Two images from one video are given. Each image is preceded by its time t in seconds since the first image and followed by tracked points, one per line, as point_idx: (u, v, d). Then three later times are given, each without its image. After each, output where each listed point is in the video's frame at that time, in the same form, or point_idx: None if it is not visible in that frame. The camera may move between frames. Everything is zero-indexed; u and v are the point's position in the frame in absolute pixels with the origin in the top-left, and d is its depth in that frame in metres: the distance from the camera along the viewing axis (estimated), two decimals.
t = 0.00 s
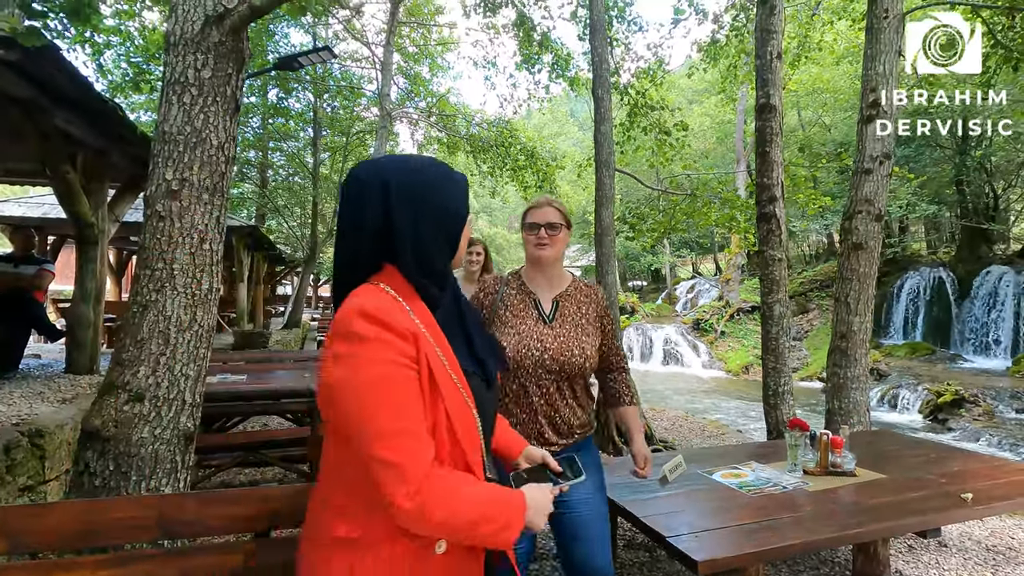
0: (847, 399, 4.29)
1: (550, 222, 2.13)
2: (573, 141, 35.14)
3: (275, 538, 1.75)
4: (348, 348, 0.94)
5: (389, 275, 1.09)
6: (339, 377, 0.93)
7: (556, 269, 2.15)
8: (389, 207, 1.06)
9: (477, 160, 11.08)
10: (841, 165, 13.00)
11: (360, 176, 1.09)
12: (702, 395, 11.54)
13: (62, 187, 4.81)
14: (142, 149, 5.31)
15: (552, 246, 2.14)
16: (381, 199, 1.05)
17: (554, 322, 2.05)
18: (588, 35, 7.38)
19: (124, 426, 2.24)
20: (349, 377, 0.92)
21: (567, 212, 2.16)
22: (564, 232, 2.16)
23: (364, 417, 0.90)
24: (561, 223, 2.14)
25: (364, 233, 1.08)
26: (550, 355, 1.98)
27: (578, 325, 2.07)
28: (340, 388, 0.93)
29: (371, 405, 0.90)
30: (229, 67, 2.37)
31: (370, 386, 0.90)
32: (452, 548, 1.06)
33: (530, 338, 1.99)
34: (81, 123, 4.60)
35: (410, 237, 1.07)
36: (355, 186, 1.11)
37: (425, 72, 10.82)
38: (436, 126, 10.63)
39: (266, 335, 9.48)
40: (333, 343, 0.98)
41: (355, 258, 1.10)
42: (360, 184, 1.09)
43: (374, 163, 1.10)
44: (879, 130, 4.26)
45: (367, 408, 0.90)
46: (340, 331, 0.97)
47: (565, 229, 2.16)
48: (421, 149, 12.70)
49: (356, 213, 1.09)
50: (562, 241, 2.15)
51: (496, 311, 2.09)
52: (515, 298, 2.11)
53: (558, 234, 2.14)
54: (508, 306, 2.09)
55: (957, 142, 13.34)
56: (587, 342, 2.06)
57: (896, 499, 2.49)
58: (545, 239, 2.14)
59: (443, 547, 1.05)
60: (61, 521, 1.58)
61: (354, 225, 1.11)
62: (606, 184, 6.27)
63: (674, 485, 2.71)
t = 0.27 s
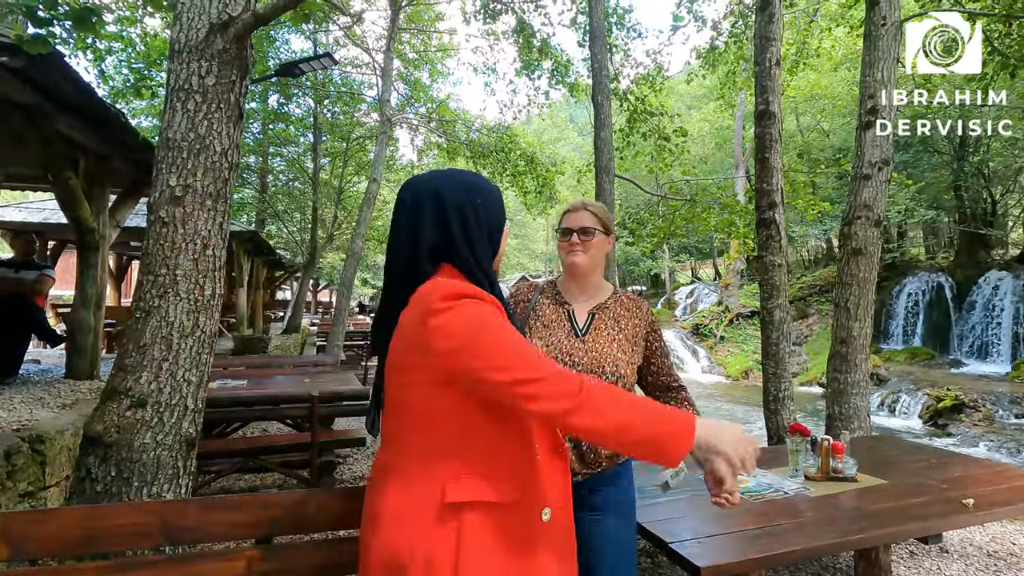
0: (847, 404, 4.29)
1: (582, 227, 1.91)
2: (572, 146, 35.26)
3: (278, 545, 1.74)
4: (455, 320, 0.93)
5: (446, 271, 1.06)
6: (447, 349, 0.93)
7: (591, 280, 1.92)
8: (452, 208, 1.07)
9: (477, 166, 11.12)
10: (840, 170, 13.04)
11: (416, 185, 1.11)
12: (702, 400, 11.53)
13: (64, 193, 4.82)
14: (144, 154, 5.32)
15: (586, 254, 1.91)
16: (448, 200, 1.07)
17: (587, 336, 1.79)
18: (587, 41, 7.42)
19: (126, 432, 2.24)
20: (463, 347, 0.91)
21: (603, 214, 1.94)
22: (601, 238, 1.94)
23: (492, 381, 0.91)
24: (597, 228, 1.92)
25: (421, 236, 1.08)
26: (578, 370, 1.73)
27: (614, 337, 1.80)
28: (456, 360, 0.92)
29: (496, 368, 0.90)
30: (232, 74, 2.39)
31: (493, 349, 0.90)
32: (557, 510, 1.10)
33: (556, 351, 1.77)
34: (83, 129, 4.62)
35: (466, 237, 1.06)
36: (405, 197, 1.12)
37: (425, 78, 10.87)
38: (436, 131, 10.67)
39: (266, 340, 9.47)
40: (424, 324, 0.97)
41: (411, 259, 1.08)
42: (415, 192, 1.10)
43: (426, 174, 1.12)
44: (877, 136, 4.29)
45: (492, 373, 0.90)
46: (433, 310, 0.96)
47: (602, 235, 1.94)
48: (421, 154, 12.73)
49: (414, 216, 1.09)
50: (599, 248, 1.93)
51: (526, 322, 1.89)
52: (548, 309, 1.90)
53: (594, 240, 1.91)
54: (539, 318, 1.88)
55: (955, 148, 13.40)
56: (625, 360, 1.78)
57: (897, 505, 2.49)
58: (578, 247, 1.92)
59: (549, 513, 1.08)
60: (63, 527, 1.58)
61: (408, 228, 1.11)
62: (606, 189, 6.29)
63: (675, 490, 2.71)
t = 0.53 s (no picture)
0: (845, 407, 4.30)
1: (590, 221, 1.72)
2: (571, 150, 35.32)
3: (277, 549, 1.74)
4: (548, 305, 0.99)
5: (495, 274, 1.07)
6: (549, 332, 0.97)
7: (604, 284, 1.73)
8: (499, 215, 1.09)
9: (475, 169, 11.14)
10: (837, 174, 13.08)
11: (452, 194, 1.12)
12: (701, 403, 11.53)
13: (62, 197, 4.81)
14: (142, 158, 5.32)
15: (594, 252, 1.72)
16: (493, 206, 1.09)
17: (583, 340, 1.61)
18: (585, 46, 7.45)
19: (124, 437, 2.24)
20: (565, 326, 0.97)
21: (617, 210, 1.75)
22: (613, 236, 1.74)
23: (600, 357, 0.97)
24: (608, 224, 1.72)
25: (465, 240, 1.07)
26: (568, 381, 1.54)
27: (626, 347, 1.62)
28: (559, 341, 0.97)
29: (591, 343, 0.96)
30: (231, 80, 2.40)
31: (596, 328, 0.97)
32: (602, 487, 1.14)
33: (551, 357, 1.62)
34: (82, 133, 4.63)
35: (507, 241, 1.08)
36: (442, 207, 1.12)
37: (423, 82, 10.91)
38: (434, 135, 10.70)
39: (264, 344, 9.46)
40: (513, 313, 1.00)
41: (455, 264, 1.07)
42: (455, 201, 1.10)
43: (458, 184, 1.13)
44: (873, 142, 4.31)
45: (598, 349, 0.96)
46: (520, 298, 1.01)
47: (614, 231, 1.73)
48: (419, 158, 12.74)
49: (454, 223, 1.09)
50: (609, 246, 1.73)
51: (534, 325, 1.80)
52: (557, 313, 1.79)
53: (601, 236, 1.72)
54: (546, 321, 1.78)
55: (951, 152, 13.46)
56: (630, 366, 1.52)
57: (895, 509, 2.50)
58: (584, 245, 1.73)
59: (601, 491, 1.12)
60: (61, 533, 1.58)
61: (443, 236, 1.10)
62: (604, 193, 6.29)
63: (673, 495, 2.71)
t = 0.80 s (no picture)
0: (843, 411, 4.30)
1: (567, 227, 1.49)
2: (569, 154, 35.38)
3: (274, 554, 1.74)
4: (576, 291, 1.10)
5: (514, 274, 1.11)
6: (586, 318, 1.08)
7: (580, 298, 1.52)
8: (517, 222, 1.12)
9: (474, 173, 11.15)
10: (834, 178, 13.14)
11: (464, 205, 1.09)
12: (699, 407, 11.53)
13: (60, 200, 4.80)
14: (141, 162, 5.32)
15: (569, 261, 1.49)
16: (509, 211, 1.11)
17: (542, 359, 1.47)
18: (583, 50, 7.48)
19: (121, 440, 2.23)
20: (598, 306, 1.09)
21: (605, 216, 1.51)
22: (592, 245, 1.49)
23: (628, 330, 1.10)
24: (587, 231, 1.48)
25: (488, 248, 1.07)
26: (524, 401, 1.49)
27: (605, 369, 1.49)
28: (596, 321, 1.08)
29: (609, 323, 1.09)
30: (230, 83, 2.41)
31: (623, 306, 1.09)
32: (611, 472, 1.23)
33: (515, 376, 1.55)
34: (80, 137, 4.63)
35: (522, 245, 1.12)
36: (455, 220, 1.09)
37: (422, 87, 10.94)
38: (433, 139, 10.72)
39: (262, 347, 9.45)
40: (548, 302, 1.08)
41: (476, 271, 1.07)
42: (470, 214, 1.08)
43: (466, 194, 1.11)
44: (870, 146, 4.33)
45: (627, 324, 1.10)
46: (550, 289, 1.10)
47: (593, 240, 1.49)
48: (417, 162, 12.76)
49: (474, 233, 1.07)
50: (587, 257, 1.49)
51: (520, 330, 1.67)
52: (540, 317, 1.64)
53: (580, 246, 1.48)
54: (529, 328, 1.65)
55: (948, 156, 13.52)
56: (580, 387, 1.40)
57: (893, 512, 2.50)
58: (559, 252, 1.50)
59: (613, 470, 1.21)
60: (58, 537, 1.58)
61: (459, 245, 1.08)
62: (602, 197, 6.29)
63: (672, 498, 2.71)
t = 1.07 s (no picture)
0: (840, 413, 4.30)
1: (540, 230, 1.52)
2: (567, 156, 35.42)
3: (270, 558, 1.72)
4: (571, 286, 1.26)
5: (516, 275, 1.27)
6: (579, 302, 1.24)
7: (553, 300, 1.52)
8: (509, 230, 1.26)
9: (471, 175, 11.14)
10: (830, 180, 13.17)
11: (461, 219, 1.23)
12: (697, 409, 11.53)
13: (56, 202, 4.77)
14: (137, 164, 5.31)
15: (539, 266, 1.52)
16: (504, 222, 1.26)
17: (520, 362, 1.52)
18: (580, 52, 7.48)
19: (116, 444, 2.21)
20: (588, 297, 1.26)
21: (579, 220, 1.52)
22: (564, 253, 1.51)
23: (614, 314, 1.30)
24: (559, 238, 1.51)
25: (495, 254, 1.24)
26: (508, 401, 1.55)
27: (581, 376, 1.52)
28: (588, 310, 1.25)
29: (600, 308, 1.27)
30: (226, 85, 2.40)
31: (609, 293, 1.29)
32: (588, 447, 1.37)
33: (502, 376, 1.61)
34: (77, 139, 4.62)
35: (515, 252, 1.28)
36: (456, 234, 1.23)
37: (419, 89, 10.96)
38: (430, 142, 10.73)
39: (259, 350, 9.41)
40: (547, 296, 1.22)
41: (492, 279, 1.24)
42: (467, 228, 1.22)
43: (465, 211, 1.24)
44: (866, 148, 4.34)
45: (615, 307, 1.30)
46: (549, 283, 1.25)
47: (566, 247, 1.51)
48: (415, 164, 12.75)
49: (477, 246, 1.23)
50: (558, 259, 1.50)
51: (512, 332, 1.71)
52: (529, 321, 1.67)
53: (551, 250, 1.49)
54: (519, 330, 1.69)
55: (944, 159, 13.58)
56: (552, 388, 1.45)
57: (890, 515, 2.49)
58: (533, 255, 1.52)
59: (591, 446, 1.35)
60: (53, 541, 1.56)
61: (469, 258, 1.25)
62: (600, 199, 6.29)
63: (670, 501, 2.70)
